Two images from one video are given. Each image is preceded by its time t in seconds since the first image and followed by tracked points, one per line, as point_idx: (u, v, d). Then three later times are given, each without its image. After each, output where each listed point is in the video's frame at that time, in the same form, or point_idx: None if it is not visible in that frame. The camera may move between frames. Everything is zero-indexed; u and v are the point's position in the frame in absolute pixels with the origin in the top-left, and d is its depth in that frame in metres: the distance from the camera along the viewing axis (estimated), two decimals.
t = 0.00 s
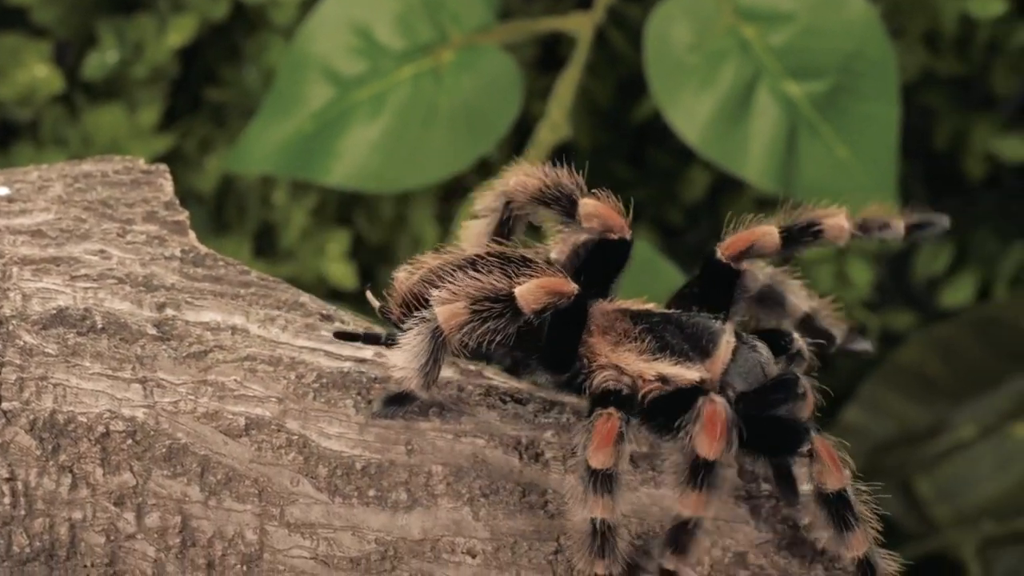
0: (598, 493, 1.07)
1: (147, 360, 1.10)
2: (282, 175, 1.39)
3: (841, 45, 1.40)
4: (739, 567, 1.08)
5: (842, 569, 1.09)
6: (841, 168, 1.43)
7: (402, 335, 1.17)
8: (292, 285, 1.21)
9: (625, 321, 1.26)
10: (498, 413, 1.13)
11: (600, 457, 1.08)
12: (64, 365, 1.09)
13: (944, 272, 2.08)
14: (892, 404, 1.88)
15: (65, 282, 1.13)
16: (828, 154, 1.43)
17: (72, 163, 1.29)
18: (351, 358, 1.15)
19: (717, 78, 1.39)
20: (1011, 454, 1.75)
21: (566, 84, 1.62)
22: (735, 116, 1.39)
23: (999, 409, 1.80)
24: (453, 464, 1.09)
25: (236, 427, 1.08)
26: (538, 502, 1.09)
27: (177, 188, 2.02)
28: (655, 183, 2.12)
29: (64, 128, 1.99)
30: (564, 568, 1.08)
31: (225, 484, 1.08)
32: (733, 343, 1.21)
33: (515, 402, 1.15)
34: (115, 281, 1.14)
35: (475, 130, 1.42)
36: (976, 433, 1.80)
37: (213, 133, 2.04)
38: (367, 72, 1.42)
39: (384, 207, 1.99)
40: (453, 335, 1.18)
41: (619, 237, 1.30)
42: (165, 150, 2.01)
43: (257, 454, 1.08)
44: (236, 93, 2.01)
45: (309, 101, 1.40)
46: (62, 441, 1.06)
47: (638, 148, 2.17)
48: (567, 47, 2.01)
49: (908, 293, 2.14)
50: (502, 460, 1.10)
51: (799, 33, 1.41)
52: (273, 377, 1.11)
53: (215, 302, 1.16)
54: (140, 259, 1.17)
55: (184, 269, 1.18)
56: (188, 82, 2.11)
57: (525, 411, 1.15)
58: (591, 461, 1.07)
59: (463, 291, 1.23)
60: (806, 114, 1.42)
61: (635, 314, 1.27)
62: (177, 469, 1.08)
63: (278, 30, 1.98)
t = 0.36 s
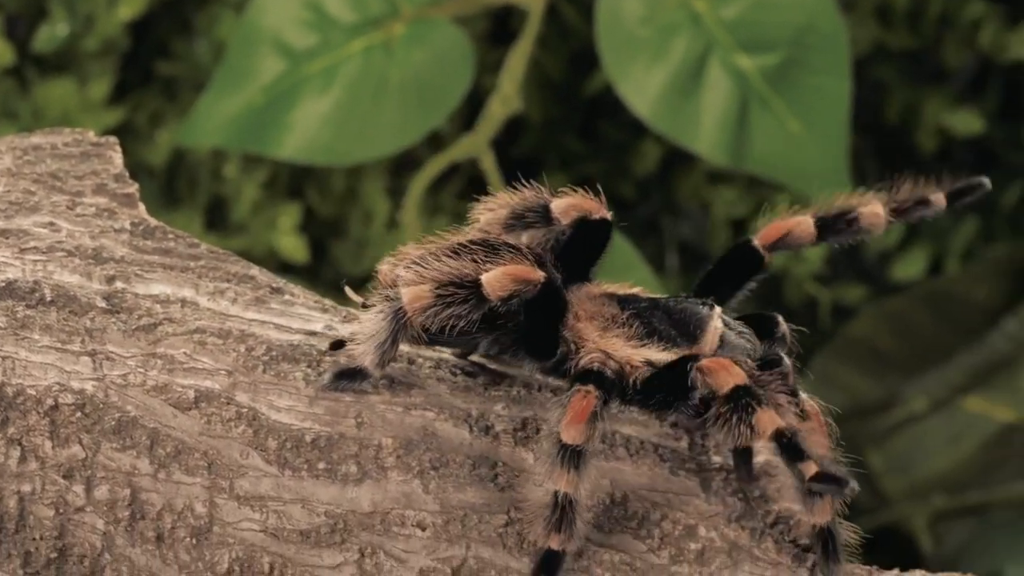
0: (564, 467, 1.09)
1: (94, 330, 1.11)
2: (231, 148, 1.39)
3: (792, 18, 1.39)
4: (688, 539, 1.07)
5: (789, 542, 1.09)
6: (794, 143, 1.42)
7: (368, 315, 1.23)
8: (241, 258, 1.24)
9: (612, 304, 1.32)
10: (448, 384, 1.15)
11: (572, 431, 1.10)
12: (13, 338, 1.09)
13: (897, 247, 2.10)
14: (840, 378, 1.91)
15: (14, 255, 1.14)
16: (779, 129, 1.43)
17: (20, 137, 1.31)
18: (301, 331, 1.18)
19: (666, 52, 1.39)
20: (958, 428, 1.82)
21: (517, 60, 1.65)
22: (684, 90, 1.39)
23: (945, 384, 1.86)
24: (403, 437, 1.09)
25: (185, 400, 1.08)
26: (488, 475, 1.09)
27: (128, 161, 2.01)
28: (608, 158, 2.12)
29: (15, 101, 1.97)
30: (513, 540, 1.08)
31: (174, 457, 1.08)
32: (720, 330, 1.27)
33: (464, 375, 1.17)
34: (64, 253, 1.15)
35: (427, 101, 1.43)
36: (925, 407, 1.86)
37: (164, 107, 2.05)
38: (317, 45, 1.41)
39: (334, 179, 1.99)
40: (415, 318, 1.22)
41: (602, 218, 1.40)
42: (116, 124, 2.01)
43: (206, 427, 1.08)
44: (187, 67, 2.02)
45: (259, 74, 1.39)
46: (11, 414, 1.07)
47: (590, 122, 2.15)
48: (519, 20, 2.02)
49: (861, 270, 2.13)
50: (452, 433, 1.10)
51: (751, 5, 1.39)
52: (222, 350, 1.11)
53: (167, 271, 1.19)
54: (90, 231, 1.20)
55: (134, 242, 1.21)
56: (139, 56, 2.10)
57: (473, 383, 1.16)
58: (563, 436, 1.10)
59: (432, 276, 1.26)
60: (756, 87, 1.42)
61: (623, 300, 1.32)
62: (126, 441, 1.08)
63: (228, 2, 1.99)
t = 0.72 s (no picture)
0: (532, 447, 1.10)
1: (45, 309, 1.10)
2: (183, 126, 1.36)
3: None
4: (641, 518, 1.08)
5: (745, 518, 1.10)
6: (748, 123, 1.41)
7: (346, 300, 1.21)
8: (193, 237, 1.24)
9: (608, 306, 1.35)
10: (402, 363, 1.16)
11: (545, 412, 1.12)
12: None
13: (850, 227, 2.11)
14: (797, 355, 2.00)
15: None
16: (733, 109, 1.41)
17: None
18: (253, 310, 1.17)
19: (620, 30, 1.37)
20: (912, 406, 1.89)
21: (471, 40, 1.66)
22: (638, 69, 1.38)
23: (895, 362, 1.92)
24: (354, 417, 1.09)
25: (137, 378, 1.08)
26: (440, 454, 1.08)
27: (79, 139, 2.01)
28: (561, 138, 2.11)
29: None
30: (466, 520, 1.08)
31: (126, 436, 1.07)
32: (714, 334, 1.30)
33: (417, 354, 1.18)
34: (15, 232, 1.15)
35: (379, 80, 1.40)
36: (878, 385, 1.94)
37: (116, 85, 2.04)
38: (270, 23, 1.40)
39: (287, 158, 1.98)
40: (387, 304, 1.21)
41: (591, 216, 1.44)
42: (68, 103, 2.00)
43: (158, 406, 1.08)
44: (140, 46, 2.01)
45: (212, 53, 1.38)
46: None
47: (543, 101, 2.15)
48: None
49: (813, 246, 2.17)
50: (405, 412, 1.10)
51: None
52: (174, 329, 1.11)
53: (117, 251, 1.18)
54: (41, 210, 1.19)
55: (86, 221, 1.20)
56: (91, 34, 2.09)
57: (426, 360, 1.17)
58: (535, 416, 1.11)
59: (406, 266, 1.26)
60: (710, 66, 1.40)
61: (619, 303, 1.36)
62: (78, 420, 1.07)
63: None
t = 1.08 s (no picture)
0: (496, 433, 1.11)
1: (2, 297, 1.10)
2: (144, 113, 1.32)
3: None
4: (600, 505, 1.09)
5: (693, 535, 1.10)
6: (708, 110, 1.40)
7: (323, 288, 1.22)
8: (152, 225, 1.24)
9: (591, 317, 1.34)
10: (355, 351, 1.17)
11: (517, 398, 1.14)
12: None
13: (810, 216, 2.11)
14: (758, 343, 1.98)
15: None
16: (693, 96, 1.41)
17: None
18: (212, 298, 1.17)
19: (580, 16, 1.36)
20: (873, 392, 1.87)
21: (431, 26, 1.64)
22: (597, 56, 1.37)
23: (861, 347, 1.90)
24: (312, 405, 1.09)
25: (95, 366, 1.08)
26: (400, 441, 1.09)
27: (38, 127, 2.01)
28: (521, 125, 2.10)
29: None
30: (425, 508, 1.08)
31: (84, 424, 1.07)
32: (694, 348, 1.30)
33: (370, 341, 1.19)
34: None
35: (339, 68, 1.37)
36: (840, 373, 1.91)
37: (76, 73, 2.03)
38: (229, 10, 1.36)
39: (247, 146, 1.98)
40: (361, 298, 1.21)
41: (572, 227, 1.42)
42: (27, 92, 1.99)
43: (116, 394, 1.08)
44: (100, 34, 1.99)
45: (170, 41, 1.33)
46: None
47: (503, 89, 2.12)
48: None
49: (772, 233, 2.16)
50: (364, 400, 1.10)
51: None
52: (132, 317, 1.11)
53: (78, 239, 1.18)
54: None
55: (44, 209, 1.20)
56: (50, 21, 2.07)
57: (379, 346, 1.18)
58: (507, 402, 1.14)
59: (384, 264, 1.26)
60: (670, 54, 1.40)
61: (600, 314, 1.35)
62: (36, 409, 1.07)
63: None
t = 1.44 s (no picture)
0: (466, 433, 1.09)
1: None
2: (110, 109, 1.30)
3: None
4: (566, 500, 1.09)
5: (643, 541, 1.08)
6: (674, 103, 1.39)
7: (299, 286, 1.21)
8: (119, 219, 1.24)
9: (561, 323, 1.30)
10: (325, 342, 1.20)
11: (487, 397, 1.13)
12: None
13: (776, 209, 2.10)
14: (727, 337, 1.98)
15: None
16: (659, 89, 1.40)
17: None
18: (177, 291, 1.17)
19: (546, 9, 1.36)
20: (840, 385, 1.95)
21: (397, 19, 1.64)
22: (563, 48, 1.37)
23: (831, 336, 1.91)
24: (279, 399, 1.09)
25: (61, 360, 1.08)
26: (366, 435, 1.09)
27: (4, 121, 2.01)
28: (488, 119, 2.10)
29: None
30: (392, 502, 1.08)
31: (51, 418, 1.07)
32: (664, 356, 1.27)
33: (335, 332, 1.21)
34: None
35: (305, 62, 1.36)
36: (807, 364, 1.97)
37: (42, 67, 2.02)
38: (196, 5, 1.35)
39: (214, 140, 1.98)
40: (331, 305, 1.18)
41: (541, 227, 1.40)
42: None
43: (83, 387, 1.07)
44: (67, 28, 1.98)
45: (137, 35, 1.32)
46: None
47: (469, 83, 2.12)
48: None
49: (738, 227, 2.16)
50: (330, 394, 1.10)
51: None
52: (99, 311, 1.11)
53: (45, 236, 1.17)
54: None
55: (10, 202, 1.20)
56: (17, 15, 2.06)
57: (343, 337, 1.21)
58: (478, 402, 1.12)
59: (353, 271, 1.23)
60: (635, 47, 1.40)
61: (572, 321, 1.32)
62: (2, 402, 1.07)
63: None
